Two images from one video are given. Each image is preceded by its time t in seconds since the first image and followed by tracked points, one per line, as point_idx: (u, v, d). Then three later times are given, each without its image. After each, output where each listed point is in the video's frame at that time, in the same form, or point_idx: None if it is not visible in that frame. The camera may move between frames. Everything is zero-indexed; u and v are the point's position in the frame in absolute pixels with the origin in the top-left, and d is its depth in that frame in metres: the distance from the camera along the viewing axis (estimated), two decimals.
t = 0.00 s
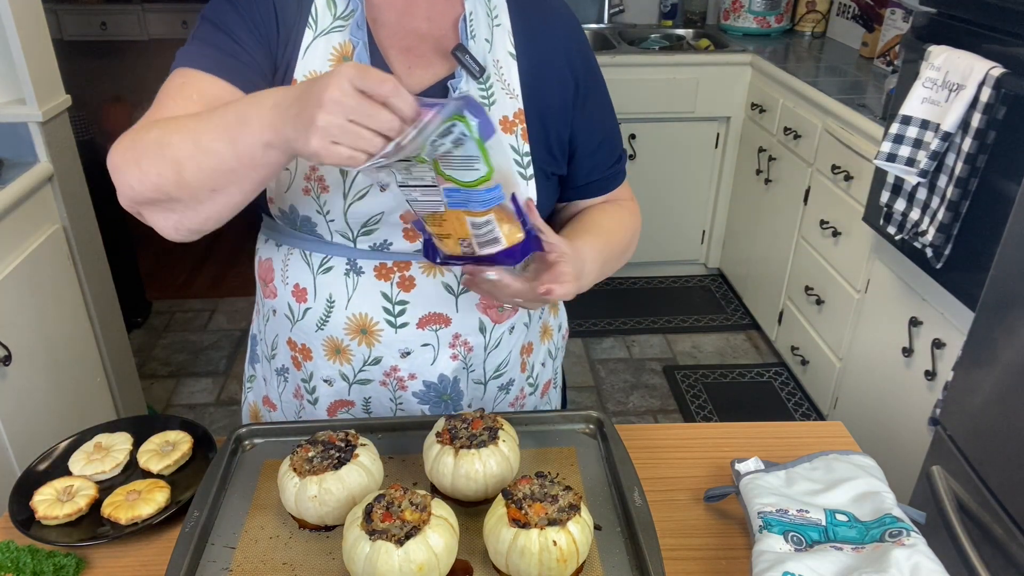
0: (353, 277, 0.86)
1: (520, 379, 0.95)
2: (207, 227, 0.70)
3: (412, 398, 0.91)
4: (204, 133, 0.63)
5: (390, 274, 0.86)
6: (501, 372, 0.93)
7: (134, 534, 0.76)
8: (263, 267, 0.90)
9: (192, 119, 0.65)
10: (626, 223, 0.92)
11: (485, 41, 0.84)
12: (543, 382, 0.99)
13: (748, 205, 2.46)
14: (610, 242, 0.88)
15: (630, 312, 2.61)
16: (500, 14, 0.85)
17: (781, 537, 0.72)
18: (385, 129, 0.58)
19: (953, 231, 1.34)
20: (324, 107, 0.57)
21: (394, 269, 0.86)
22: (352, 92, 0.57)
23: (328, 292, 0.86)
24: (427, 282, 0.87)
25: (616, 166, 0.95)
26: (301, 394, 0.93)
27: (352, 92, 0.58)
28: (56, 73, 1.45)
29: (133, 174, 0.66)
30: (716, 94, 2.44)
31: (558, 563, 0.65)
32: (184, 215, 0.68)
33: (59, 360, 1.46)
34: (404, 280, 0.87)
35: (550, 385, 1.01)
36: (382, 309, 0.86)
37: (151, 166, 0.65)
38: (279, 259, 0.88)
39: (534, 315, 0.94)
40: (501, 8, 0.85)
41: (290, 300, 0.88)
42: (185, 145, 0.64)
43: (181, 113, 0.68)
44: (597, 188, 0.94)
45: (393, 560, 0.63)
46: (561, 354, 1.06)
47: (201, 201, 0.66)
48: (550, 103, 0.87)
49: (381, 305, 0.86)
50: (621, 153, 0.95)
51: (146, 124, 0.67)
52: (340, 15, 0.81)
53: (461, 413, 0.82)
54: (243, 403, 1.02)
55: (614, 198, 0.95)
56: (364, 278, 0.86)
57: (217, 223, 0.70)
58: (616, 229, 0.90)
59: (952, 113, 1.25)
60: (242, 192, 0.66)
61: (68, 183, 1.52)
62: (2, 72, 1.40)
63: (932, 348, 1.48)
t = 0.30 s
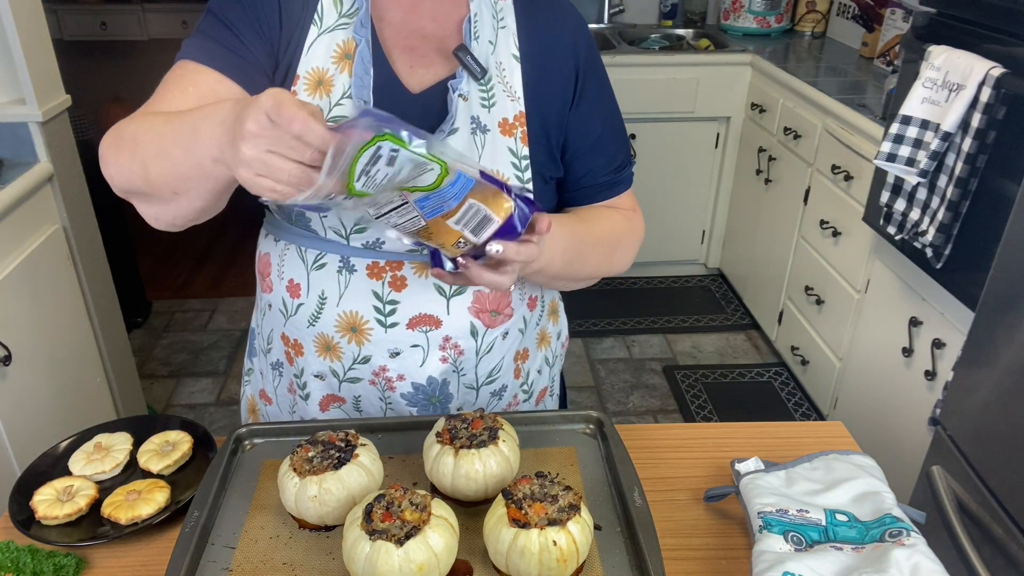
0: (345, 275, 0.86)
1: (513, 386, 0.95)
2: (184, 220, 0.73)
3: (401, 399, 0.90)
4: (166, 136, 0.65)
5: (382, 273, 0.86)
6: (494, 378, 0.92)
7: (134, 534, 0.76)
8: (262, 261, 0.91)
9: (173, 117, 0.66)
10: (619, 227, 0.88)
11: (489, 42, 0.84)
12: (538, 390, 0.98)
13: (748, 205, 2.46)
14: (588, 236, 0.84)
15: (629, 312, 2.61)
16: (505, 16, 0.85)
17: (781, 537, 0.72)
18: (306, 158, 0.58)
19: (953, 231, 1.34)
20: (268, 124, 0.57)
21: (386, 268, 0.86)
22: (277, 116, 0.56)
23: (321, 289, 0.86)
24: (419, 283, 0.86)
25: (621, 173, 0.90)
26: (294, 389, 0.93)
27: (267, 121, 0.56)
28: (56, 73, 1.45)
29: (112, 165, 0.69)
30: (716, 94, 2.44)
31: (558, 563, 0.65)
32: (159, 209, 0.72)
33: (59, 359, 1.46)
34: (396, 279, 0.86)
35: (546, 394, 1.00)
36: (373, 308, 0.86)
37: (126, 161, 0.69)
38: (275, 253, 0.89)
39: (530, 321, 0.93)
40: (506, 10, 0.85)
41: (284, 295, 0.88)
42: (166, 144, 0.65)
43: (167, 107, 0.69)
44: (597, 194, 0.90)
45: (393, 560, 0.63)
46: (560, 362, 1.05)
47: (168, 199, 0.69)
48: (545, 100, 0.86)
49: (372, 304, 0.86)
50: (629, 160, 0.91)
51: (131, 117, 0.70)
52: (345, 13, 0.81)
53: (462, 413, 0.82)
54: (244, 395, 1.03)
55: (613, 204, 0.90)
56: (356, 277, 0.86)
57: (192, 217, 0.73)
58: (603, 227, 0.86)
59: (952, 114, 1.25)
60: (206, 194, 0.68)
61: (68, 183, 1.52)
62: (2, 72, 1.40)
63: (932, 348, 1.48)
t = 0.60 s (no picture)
0: (340, 276, 0.86)
1: (508, 388, 0.95)
2: (189, 224, 0.75)
3: (394, 401, 0.90)
4: (168, 145, 0.67)
5: (377, 274, 0.86)
6: (489, 382, 0.92)
7: (134, 534, 0.76)
8: (261, 260, 0.91)
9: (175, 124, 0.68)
10: (623, 229, 0.88)
11: (488, 45, 0.84)
12: (534, 393, 0.98)
13: (748, 205, 2.46)
14: (594, 240, 0.84)
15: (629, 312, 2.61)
16: (506, 19, 0.85)
17: (781, 537, 0.72)
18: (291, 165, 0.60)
19: (953, 231, 1.34)
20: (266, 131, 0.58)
21: (381, 269, 0.86)
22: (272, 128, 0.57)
23: (317, 289, 0.86)
24: (414, 284, 0.87)
25: (623, 176, 0.90)
26: (290, 387, 0.93)
27: (252, 134, 0.59)
28: (56, 73, 1.45)
29: (115, 173, 0.71)
30: (716, 94, 2.44)
31: (558, 563, 0.65)
32: (162, 215, 0.74)
33: (59, 359, 1.46)
34: (391, 281, 0.86)
35: (542, 397, 1.00)
36: (367, 309, 0.86)
37: (127, 170, 0.70)
38: (274, 251, 0.89)
39: (526, 325, 0.93)
40: (507, 13, 0.85)
41: (281, 294, 0.88)
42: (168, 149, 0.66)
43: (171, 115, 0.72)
44: (600, 197, 0.90)
45: (393, 560, 0.63)
46: (558, 367, 1.05)
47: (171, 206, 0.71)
48: (548, 103, 0.86)
49: (367, 306, 0.86)
50: (632, 164, 0.91)
51: (133, 125, 0.72)
52: (346, 14, 0.81)
53: (461, 413, 0.82)
54: (244, 392, 1.03)
55: (614, 207, 0.90)
56: (352, 277, 0.86)
57: (197, 222, 0.75)
58: (607, 231, 0.86)
59: (952, 114, 1.25)
60: (209, 201, 0.71)
61: (68, 183, 1.52)
62: (2, 72, 1.40)
63: (932, 348, 1.48)
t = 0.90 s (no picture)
0: (341, 277, 0.86)
1: (509, 388, 0.95)
2: (195, 228, 0.75)
3: (395, 402, 0.90)
4: (171, 147, 0.67)
5: (378, 275, 0.86)
6: (490, 382, 0.92)
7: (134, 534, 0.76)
8: (261, 261, 0.91)
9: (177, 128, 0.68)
10: (622, 230, 0.88)
11: (488, 46, 0.84)
12: (534, 393, 0.98)
13: (747, 205, 2.46)
14: (592, 243, 0.84)
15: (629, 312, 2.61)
16: (505, 20, 0.84)
17: (781, 537, 0.72)
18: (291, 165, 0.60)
19: (953, 231, 1.34)
20: (268, 131, 0.58)
21: (382, 270, 0.86)
22: (277, 119, 0.57)
23: (318, 290, 0.86)
24: (414, 285, 0.87)
25: (622, 176, 0.90)
26: (291, 389, 0.93)
27: (262, 125, 0.58)
28: (56, 73, 1.45)
29: (121, 178, 0.71)
30: (716, 94, 2.44)
31: (558, 563, 0.65)
32: (167, 219, 0.74)
33: (59, 359, 1.46)
34: (392, 282, 0.86)
35: (543, 396, 1.00)
36: (368, 310, 0.86)
37: (131, 175, 0.70)
38: (274, 253, 0.89)
39: (527, 325, 0.93)
40: (507, 14, 0.84)
41: (282, 295, 0.88)
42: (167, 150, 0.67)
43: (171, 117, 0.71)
44: (599, 196, 0.90)
45: (393, 560, 0.63)
46: (559, 367, 1.05)
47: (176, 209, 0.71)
48: (547, 102, 0.86)
49: (368, 306, 0.86)
50: (631, 164, 0.91)
51: (137, 130, 0.72)
52: (345, 15, 0.81)
53: (461, 413, 0.82)
54: (245, 392, 1.03)
55: (613, 206, 0.90)
56: (353, 278, 0.86)
57: (202, 225, 0.75)
58: (606, 232, 0.86)
59: (952, 114, 1.25)
60: (214, 204, 0.70)
61: (68, 183, 1.52)
62: (2, 72, 1.40)
63: (932, 348, 1.48)
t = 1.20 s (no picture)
0: (342, 276, 0.86)
1: (510, 387, 0.95)
2: (196, 231, 0.75)
3: (397, 401, 0.90)
4: (171, 150, 0.67)
5: (379, 275, 0.86)
6: (491, 381, 0.92)
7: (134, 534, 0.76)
8: (262, 262, 0.91)
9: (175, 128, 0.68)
10: (622, 228, 0.88)
11: (486, 46, 0.84)
12: (535, 392, 0.98)
13: (747, 205, 2.46)
14: (595, 242, 0.84)
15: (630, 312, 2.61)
16: (504, 19, 0.84)
17: (781, 537, 0.72)
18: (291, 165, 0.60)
19: (953, 231, 1.34)
20: (269, 132, 0.59)
21: (383, 270, 0.86)
22: (276, 126, 0.58)
23: (319, 290, 0.86)
24: (416, 285, 0.86)
25: (622, 174, 0.90)
26: (292, 389, 0.93)
27: (260, 132, 0.59)
28: (56, 73, 1.45)
29: (120, 183, 0.71)
30: (716, 94, 2.44)
31: (558, 563, 0.65)
32: (168, 223, 0.74)
33: (59, 359, 1.46)
34: (393, 281, 0.86)
35: (543, 396, 1.00)
36: (370, 309, 0.86)
37: (131, 180, 0.70)
38: (275, 255, 0.89)
39: (527, 324, 0.93)
40: (505, 12, 0.84)
41: (283, 296, 0.88)
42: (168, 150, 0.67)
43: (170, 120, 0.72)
44: (599, 194, 0.90)
45: (393, 560, 0.63)
46: (559, 366, 1.05)
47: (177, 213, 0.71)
48: (546, 101, 0.86)
49: (370, 306, 0.86)
50: (631, 161, 0.91)
51: (135, 136, 0.72)
52: (343, 16, 0.81)
53: (461, 413, 0.82)
54: (245, 394, 1.03)
55: (613, 204, 0.90)
56: (353, 278, 0.86)
57: (203, 228, 0.75)
58: (607, 229, 0.86)
59: (952, 114, 1.25)
60: (215, 207, 0.70)
61: (68, 183, 1.52)
62: (2, 72, 1.40)
63: (932, 348, 1.48)
